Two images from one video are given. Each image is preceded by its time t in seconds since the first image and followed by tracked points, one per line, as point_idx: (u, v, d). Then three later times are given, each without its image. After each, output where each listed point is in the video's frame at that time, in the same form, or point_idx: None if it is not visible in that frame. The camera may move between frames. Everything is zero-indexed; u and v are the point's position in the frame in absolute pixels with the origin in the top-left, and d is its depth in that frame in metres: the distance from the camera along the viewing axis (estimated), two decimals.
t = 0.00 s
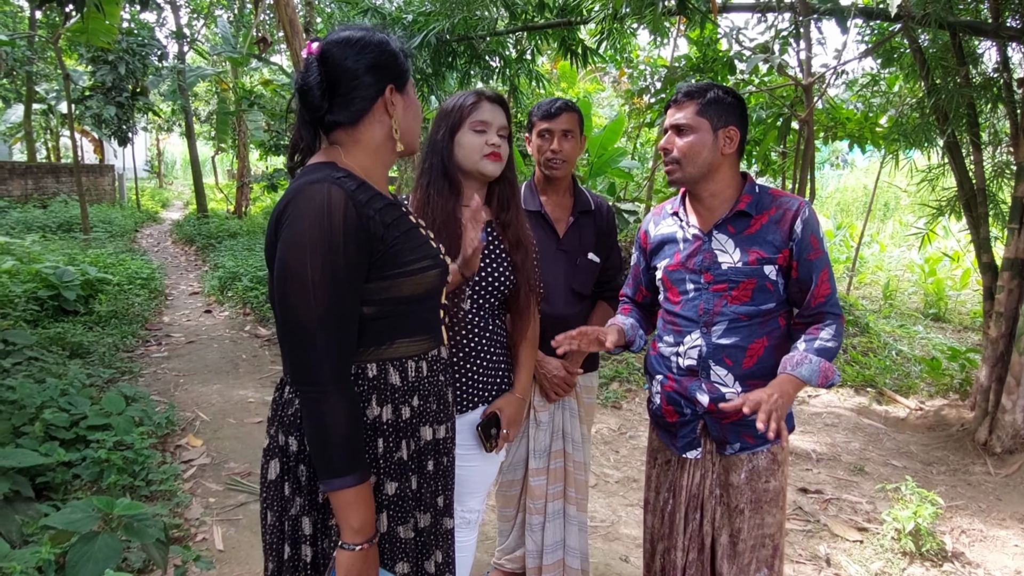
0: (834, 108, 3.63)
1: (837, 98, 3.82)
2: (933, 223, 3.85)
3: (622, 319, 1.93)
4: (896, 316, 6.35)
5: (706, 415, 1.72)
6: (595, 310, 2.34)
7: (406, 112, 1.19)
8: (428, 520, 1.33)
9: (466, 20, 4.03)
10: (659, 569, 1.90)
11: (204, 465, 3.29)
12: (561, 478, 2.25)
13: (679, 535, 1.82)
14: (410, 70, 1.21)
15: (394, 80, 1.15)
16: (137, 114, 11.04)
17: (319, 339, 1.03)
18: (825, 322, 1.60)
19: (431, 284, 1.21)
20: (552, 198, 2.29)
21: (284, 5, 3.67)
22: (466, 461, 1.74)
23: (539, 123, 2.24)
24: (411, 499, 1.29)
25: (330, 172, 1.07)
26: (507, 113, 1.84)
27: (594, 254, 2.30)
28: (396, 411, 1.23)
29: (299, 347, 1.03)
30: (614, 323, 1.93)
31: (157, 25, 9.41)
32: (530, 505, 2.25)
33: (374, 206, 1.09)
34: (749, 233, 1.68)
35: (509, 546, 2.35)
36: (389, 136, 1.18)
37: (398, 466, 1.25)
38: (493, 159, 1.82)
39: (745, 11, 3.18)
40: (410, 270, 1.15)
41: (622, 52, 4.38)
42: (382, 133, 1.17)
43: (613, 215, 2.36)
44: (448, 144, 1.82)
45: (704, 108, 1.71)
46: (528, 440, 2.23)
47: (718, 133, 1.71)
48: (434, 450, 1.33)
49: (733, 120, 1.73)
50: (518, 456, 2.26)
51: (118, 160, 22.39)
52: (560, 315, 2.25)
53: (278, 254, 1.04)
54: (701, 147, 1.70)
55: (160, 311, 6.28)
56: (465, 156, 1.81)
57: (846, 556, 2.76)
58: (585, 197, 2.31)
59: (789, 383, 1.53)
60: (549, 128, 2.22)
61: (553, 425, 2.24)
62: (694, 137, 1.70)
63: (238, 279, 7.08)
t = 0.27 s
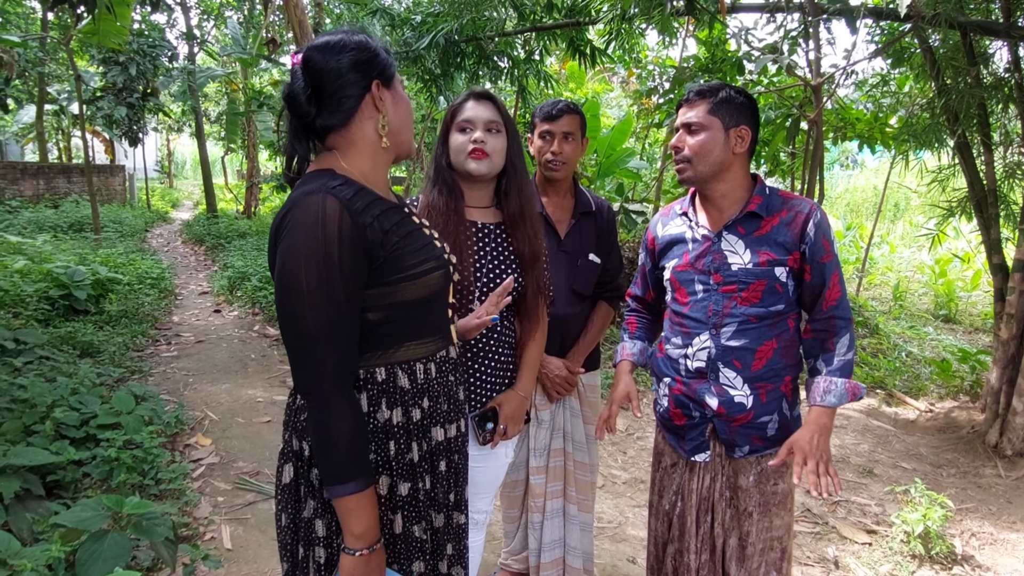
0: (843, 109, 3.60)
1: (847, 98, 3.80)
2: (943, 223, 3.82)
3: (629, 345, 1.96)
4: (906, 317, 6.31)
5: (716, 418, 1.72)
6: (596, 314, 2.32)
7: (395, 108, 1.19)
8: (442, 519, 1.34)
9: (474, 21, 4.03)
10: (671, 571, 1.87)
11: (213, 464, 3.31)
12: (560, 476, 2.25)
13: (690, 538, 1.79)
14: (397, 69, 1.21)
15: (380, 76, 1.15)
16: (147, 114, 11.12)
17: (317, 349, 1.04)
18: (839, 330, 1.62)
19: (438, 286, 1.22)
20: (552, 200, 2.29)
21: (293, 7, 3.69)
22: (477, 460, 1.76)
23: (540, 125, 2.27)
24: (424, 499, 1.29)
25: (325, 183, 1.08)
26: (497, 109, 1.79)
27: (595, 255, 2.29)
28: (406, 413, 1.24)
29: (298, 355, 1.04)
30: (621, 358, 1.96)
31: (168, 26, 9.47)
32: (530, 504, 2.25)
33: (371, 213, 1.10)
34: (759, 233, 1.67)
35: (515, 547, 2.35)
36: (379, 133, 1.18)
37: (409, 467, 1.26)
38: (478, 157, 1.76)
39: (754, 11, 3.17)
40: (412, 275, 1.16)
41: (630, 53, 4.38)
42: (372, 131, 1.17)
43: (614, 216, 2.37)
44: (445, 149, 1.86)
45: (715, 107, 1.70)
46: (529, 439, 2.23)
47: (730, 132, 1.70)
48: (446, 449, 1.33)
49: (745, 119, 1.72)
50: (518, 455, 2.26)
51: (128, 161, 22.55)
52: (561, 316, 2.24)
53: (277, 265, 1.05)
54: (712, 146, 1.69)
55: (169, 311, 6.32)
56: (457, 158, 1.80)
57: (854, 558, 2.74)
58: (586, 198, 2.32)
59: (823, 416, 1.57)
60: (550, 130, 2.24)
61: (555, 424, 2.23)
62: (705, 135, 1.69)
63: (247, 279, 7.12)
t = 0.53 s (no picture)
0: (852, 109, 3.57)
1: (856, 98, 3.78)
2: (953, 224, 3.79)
3: (637, 364, 2.01)
4: (915, 319, 6.27)
5: (725, 420, 1.71)
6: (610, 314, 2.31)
7: (393, 107, 1.19)
8: (447, 517, 1.35)
9: (481, 22, 4.03)
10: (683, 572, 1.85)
11: (220, 463, 3.32)
12: (564, 476, 2.25)
13: (702, 539, 1.78)
14: (397, 68, 1.21)
15: (378, 76, 1.15)
16: (157, 115, 11.19)
17: (316, 352, 1.04)
18: (853, 335, 1.62)
19: (439, 285, 1.22)
20: (568, 200, 2.30)
21: (301, 8, 3.70)
22: (483, 461, 1.75)
23: (557, 124, 2.29)
24: (430, 498, 1.29)
25: (326, 185, 1.08)
26: (509, 107, 1.80)
27: (609, 255, 2.28)
28: (411, 413, 1.24)
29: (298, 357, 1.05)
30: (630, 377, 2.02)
31: (177, 27, 9.53)
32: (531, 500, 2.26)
33: (372, 215, 1.10)
34: (771, 234, 1.66)
35: (519, 545, 2.35)
36: (377, 132, 1.18)
37: (415, 467, 1.26)
38: (502, 150, 1.75)
39: (762, 12, 3.15)
40: (413, 276, 1.16)
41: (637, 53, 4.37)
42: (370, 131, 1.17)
43: (631, 217, 2.37)
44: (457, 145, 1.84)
45: (728, 106, 1.71)
46: (534, 438, 2.24)
47: (742, 131, 1.70)
48: (450, 448, 1.33)
49: (758, 119, 1.72)
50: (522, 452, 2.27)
51: (138, 161, 22.70)
52: (571, 315, 2.23)
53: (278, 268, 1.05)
54: (725, 146, 1.69)
55: (177, 311, 6.36)
56: (474, 151, 1.78)
57: (862, 560, 2.73)
58: (603, 198, 2.32)
59: (848, 430, 1.61)
60: (566, 129, 2.26)
61: (560, 424, 2.24)
62: (717, 135, 1.69)
63: (255, 279, 7.15)
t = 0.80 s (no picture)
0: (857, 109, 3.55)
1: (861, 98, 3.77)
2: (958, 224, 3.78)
3: (643, 371, 2.05)
4: (920, 319, 6.25)
5: (734, 421, 1.70)
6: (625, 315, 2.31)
7: (399, 111, 1.18)
8: (446, 521, 1.35)
9: (485, 21, 4.03)
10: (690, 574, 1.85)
11: (224, 462, 3.33)
12: (573, 475, 2.25)
13: (709, 542, 1.78)
14: (405, 71, 1.20)
15: (385, 78, 1.15)
16: (161, 115, 11.22)
17: (311, 355, 1.04)
18: (867, 338, 1.61)
19: (439, 289, 1.22)
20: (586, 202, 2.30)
21: (305, 8, 3.70)
22: (489, 461, 1.78)
23: (576, 123, 2.29)
24: (428, 502, 1.29)
25: (324, 187, 1.08)
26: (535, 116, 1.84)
27: (626, 255, 2.28)
28: (407, 418, 1.24)
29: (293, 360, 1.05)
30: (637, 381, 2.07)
31: (181, 27, 9.56)
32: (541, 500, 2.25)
33: (370, 218, 1.10)
34: (784, 235, 1.65)
35: (522, 542, 2.36)
36: (381, 135, 1.18)
37: (413, 471, 1.26)
38: (529, 156, 1.79)
39: (767, 11, 3.14)
40: (410, 279, 1.16)
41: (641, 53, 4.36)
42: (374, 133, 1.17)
43: (648, 217, 2.35)
44: (483, 138, 1.79)
45: (742, 106, 1.71)
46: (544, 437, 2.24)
47: (756, 131, 1.70)
48: (448, 452, 1.33)
49: (772, 118, 1.72)
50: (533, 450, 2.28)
51: (142, 161, 22.76)
52: (585, 314, 2.24)
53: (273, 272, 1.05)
54: (740, 146, 1.69)
55: (182, 310, 6.37)
56: (498, 150, 1.78)
57: (866, 561, 2.72)
58: (621, 198, 2.30)
59: (863, 435, 1.60)
60: (584, 128, 2.26)
61: (572, 424, 2.24)
62: (731, 136, 1.69)
63: (259, 279, 7.16)
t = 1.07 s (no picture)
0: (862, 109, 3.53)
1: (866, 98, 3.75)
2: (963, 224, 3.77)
3: (654, 371, 2.06)
4: (924, 320, 6.23)
5: (742, 423, 1.70)
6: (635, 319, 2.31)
7: (403, 114, 1.17)
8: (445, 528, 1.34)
9: (488, 21, 4.03)
10: None
11: (228, 461, 3.33)
12: (584, 478, 2.23)
13: (715, 545, 1.78)
14: (416, 73, 1.19)
15: (390, 80, 1.13)
16: (165, 115, 11.24)
17: (305, 359, 1.03)
18: (878, 343, 1.59)
19: (437, 293, 1.22)
20: (599, 203, 2.30)
21: (308, 7, 3.70)
22: (493, 463, 1.77)
23: (590, 123, 2.28)
24: (425, 509, 1.29)
25: (320, 188, 1.08)
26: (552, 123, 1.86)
27: (637, 258, 2.28)
28: (405, 424, 1.24)
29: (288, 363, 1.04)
30: (648, 380, 2.08)
31: (185, 27, 9.58)
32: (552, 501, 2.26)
33: (367, 220, 1.10)
34: (798, 236, 1.65)
35: (530, 543, 2.35)
36: (381, 137, 1.17)
37: (410, 478, 1.25)
38: (540, 159, 1.81)
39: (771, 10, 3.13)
40: (408, 283, 1.16)
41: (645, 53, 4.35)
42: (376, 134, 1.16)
43: (661, 220, 2.35)
44: (497, 137, 1.79)
45: (760, 106, 1.70)
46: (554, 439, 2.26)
47: (773, 131, 1.69)
48: (447, 459, 1.33)
49: (789, 119, 1.71)
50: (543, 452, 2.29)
51: (145, 161, 22.82)
52: (594, 316, 2.24)
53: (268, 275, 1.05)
54: (756, 147, 1.68)
55: (185, 310, 6.38)
56: (510, 151, 1.79)
57: (871, 563, 2.70)
58: (634, 200, 2.30)
59: (866, 439, 1.60)
60: (598, 129, 2.25)
61: (581, 426, 2.23)
62: (748, 137, 1.68)
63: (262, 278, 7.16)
